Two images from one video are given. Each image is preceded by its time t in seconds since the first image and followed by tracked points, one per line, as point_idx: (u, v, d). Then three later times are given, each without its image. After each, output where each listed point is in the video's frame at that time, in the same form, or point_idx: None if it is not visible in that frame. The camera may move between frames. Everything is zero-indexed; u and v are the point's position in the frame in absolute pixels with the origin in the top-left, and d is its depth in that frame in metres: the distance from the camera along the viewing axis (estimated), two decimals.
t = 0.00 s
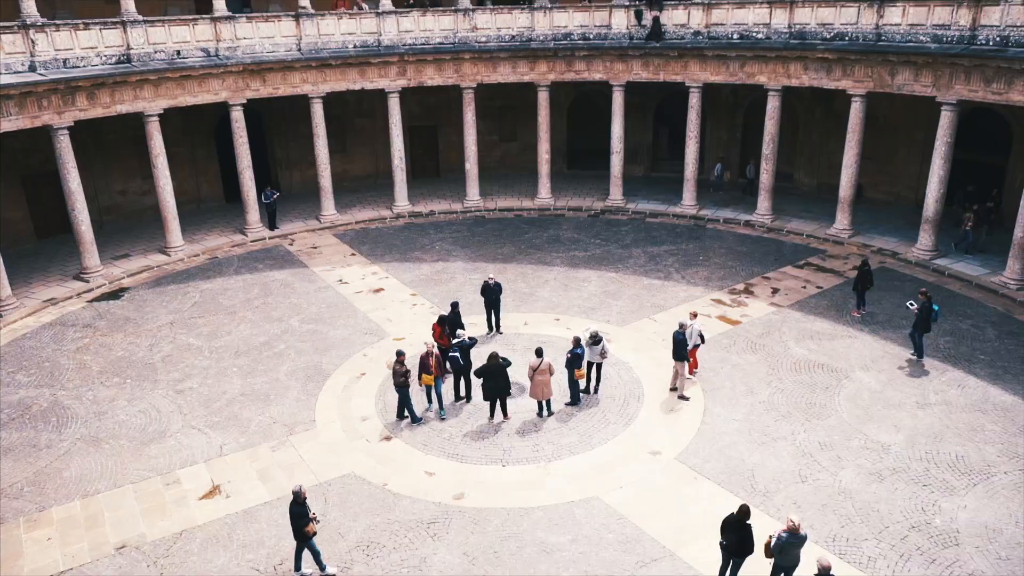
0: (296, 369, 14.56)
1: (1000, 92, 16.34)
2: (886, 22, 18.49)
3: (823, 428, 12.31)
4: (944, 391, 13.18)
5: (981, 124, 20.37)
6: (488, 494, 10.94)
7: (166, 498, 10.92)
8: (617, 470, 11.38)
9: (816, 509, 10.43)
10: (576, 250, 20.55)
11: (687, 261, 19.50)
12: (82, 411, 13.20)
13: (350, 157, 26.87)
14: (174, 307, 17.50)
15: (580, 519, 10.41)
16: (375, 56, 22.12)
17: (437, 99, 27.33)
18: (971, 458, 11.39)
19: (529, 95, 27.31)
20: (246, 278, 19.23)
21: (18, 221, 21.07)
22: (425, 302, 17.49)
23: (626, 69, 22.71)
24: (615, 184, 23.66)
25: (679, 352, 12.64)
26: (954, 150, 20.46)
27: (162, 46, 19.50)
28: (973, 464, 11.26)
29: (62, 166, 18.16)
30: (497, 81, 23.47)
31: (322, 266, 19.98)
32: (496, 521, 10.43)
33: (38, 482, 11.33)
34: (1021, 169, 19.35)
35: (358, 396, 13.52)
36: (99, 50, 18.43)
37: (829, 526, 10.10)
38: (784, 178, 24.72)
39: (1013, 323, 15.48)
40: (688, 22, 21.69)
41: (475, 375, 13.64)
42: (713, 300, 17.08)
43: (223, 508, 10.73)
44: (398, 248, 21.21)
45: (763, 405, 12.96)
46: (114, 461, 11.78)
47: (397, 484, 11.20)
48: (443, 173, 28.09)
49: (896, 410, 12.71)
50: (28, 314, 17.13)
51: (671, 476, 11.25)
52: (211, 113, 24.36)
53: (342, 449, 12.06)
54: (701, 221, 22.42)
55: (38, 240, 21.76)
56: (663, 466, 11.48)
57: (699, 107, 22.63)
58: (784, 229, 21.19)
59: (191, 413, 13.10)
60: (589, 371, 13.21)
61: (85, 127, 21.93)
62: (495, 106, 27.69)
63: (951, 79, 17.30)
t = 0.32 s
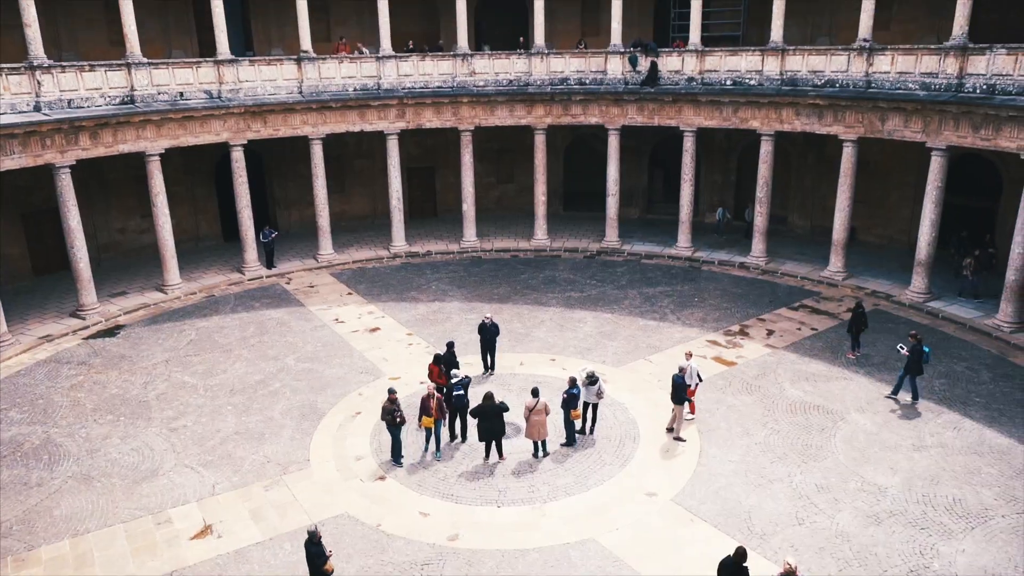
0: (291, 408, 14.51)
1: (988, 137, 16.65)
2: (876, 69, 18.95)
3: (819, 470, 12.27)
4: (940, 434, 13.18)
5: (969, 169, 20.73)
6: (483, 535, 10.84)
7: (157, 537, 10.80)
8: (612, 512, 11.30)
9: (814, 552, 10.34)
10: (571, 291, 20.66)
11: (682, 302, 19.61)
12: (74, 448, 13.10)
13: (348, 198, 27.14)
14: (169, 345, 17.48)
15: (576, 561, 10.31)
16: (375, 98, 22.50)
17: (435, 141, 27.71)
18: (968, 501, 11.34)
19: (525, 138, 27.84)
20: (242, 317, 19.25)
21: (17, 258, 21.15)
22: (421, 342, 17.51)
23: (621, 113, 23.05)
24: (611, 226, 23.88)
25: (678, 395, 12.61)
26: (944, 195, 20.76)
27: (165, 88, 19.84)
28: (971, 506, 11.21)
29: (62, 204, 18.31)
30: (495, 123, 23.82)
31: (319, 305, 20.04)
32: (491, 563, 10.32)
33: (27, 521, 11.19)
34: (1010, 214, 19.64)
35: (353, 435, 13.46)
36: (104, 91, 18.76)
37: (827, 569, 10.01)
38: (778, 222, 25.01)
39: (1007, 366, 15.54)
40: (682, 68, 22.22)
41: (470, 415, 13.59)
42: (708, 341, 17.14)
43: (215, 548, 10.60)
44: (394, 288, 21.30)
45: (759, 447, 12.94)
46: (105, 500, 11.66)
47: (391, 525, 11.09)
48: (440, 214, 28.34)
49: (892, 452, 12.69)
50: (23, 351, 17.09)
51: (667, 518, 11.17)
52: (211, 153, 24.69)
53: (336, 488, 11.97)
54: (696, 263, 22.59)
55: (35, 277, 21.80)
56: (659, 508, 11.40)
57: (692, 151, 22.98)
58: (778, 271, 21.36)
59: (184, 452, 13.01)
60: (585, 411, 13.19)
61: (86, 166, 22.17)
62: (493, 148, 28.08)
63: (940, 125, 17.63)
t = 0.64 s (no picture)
0: (287, 444, 14.46)
1: (981, 182, 16.91)
2: (869, 115, 19.37)
3: (818, 512, 12.21)
4: (938, 477, 13.14)
5: (963, 214, 20.99)
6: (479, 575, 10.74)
7: (149, 575, 10.68)
8: (609, 553, 11.22)
9: None
10: (570, 330, 20.73)
11: (680, 342, 19.67)
12: (68, 483, 13.02)
13: (348, 236, 27.36)
14: (167, 380, 17.46)
15: None
16: (377, 138, 22.85)
17: (436, 181, 28.03)
18: (968, 545, 11.27)
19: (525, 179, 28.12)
20: (240, 353, 19.25)
21: (17, 292, 21.21)
22: (418, 379, 17.51)
23: (620, 155, 23.40)
24: (609, 265, 24.05)
25: (678, 436, 12.57)
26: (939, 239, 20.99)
27: (171, 126, 20.18)
28: (970, 551, 11.14)
29: (65, 238, 18.45)
30: (495, 164, 24.12)
31: (317, 341, 20.06)
32: None
33: (17, 557, 11.07)
34: (1005, 258, 19.85)
35: (349, 473, 13.40)
36: (110, 128, 19.06)
37: None
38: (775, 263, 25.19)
39: (1004, 409, 15.55)
40: (679, 112, 22.66)
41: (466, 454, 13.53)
42: (706, 382, 17.15)
43: None
44: (393, 325, 21.34)
45: (757, 488, 12.89)
46: (97, 536, 11.55)
47: (386, 564, 10.99)
48: (439, 253, 28.54)
49: (890, 494, 12.64)
50: (20, 385, 17.06)
51: (665, 559, 11.08)
52: (214, 190, 24.95)
53: (331, 526, 11.88)
54: (694, 304, 22.71)
55: (35, 311, 21.85)
56: (656, 549, 11.31)
57: (690, 192, 23.25)
58: (776, 313, 21.47)
59: (179, 488, 12.92)
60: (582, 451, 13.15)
61: (90, 201, 22.40)
62: (492, 188, 28.39)
63: (933, 170, 17.92)
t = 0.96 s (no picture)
0: (286, 480, 14.41)
1: (979, 227, 17.09)
2: (867, 160, 19.67)
3: (819, 555, 12.10)
4: (941, 521, 13.04)
5: (962, 257, 21.13)
6: None
7: None
8: None
9: None
10: (570, 370, 20.75)
11: (680, 383, 19.66)
12: (65, 516, 12.96)
13: (351, 272, 27.55)
14: (167, 414, 17.46)
15: None
16: (383, 177, 23.18)
17: (439, 220, 28.31)
18: None
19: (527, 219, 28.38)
20: (241, 387, 19.26)
21: (21, 324, 21.32)
22: (419, 417, 17.48)
23: (622, 196, 23.67)
24: (611, 305, 24.15)
25: (680, 477, 12.51)
26: (939, 282, 21.09)
27: (180, 162, 20.53)
28: None
29: (72, 271, 18.62)
30: (498, 204, 24.40)
31: (318, 377, 20.07)
32: None
33: None
34: (1004, 301, 19.93)
35: (348, 509, 13.33)
36: (120, 164, 19.39)
37: None
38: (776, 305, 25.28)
39: (1007, 453, 15.49)
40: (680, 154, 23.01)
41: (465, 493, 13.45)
42: (706, 423, 17.10)
43: None
44: (394, 363, 21.35)
45: (758, 531, 12.79)
46: (92, 570, 11.47)
47: None
48: (442, 291, 28.69)
49: (892, 538, 12.55)
50: (21, 416, 17.07)
51: None
52: (219, 225, 25.20)
53: (328, 563, 11.79)
54: (695, 344, 22.75)
55: (38, 343, 21.93)
56: None
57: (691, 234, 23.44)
58: (777, 354, 21.49)
59: (176, 522, 12.86)
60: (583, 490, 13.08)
61: (98, 234, 22.66)
62: (495, 228, 28.65)
63: (932, 215, 18.12)
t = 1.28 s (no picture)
0: (286, 514, 14.37)
1: (979, 269, 17.24)
2: (867, 202, 19.93)
3: None
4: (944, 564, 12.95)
5: (964, 298, 21.25)
6: None
7: None
8: None
9: None
10: (572, 407, 20.74)
11: (682, 422, 19.65)
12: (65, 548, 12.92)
13: (355, 308, 27.71)
14: (169, 447, 17.47)
15: None
16: (388, 214, 23.49)
17: (443, 256, 28.57)
18: None
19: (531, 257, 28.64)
20: (244, 422, 19.28)
21: (25, 356, 21.43)
22: (420, 453, 17.46)
23: (625, 235, 23.91)
24: (613, 343, 24.21)
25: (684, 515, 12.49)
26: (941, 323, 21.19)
27: (189, 198, 20.85)
28: None
29: (79, 304, 18.79)
30: (502, 242, 24.65)
31: (321, 412, 20.08)
32: None
33: None
34: (1006, 343, 19.98)
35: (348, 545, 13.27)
36: (130, 199, 19.69)
37: None
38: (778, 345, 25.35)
39: (1010, 496, 15.40)
40: (683, 195, 23.30)
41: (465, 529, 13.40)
42: (708, 462, 17.06)
43: None
44: (397, 399, 21.36)
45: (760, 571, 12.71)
46: None
47: None
48: (445, 327, 28.82)
49: None
50: (23, 448, 17.09)
51: None
52: (225, 260, 25.45)
53: None
54: (697, 383, 22.77)
55: (41, 374, 22.01)
56: None
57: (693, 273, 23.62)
58: (778, 394, 21.49)
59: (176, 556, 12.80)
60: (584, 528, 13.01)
61: (106, 267, 22.90)
62: (499, 265, 28.88)
63: (932, 256, 18.29)
